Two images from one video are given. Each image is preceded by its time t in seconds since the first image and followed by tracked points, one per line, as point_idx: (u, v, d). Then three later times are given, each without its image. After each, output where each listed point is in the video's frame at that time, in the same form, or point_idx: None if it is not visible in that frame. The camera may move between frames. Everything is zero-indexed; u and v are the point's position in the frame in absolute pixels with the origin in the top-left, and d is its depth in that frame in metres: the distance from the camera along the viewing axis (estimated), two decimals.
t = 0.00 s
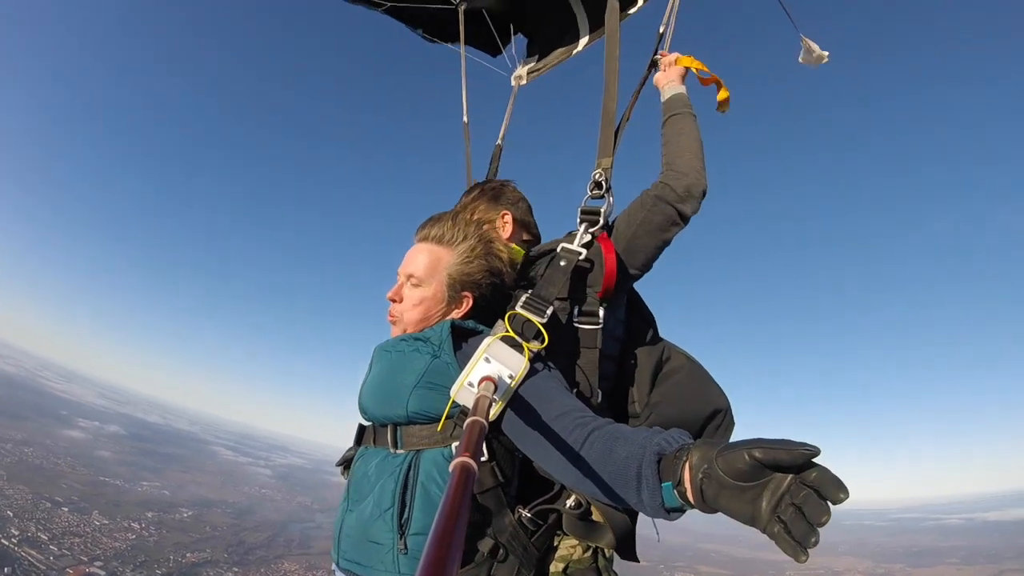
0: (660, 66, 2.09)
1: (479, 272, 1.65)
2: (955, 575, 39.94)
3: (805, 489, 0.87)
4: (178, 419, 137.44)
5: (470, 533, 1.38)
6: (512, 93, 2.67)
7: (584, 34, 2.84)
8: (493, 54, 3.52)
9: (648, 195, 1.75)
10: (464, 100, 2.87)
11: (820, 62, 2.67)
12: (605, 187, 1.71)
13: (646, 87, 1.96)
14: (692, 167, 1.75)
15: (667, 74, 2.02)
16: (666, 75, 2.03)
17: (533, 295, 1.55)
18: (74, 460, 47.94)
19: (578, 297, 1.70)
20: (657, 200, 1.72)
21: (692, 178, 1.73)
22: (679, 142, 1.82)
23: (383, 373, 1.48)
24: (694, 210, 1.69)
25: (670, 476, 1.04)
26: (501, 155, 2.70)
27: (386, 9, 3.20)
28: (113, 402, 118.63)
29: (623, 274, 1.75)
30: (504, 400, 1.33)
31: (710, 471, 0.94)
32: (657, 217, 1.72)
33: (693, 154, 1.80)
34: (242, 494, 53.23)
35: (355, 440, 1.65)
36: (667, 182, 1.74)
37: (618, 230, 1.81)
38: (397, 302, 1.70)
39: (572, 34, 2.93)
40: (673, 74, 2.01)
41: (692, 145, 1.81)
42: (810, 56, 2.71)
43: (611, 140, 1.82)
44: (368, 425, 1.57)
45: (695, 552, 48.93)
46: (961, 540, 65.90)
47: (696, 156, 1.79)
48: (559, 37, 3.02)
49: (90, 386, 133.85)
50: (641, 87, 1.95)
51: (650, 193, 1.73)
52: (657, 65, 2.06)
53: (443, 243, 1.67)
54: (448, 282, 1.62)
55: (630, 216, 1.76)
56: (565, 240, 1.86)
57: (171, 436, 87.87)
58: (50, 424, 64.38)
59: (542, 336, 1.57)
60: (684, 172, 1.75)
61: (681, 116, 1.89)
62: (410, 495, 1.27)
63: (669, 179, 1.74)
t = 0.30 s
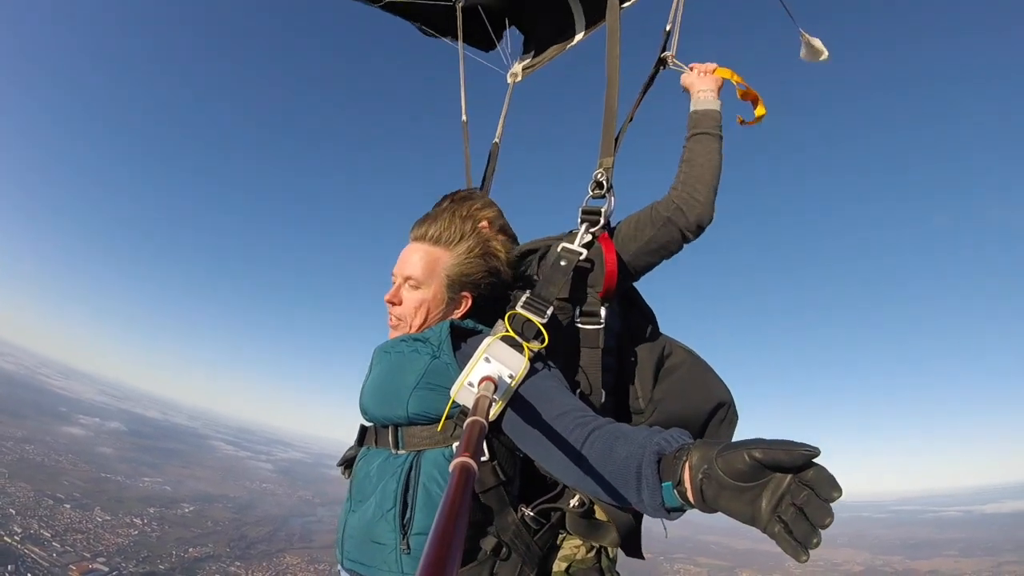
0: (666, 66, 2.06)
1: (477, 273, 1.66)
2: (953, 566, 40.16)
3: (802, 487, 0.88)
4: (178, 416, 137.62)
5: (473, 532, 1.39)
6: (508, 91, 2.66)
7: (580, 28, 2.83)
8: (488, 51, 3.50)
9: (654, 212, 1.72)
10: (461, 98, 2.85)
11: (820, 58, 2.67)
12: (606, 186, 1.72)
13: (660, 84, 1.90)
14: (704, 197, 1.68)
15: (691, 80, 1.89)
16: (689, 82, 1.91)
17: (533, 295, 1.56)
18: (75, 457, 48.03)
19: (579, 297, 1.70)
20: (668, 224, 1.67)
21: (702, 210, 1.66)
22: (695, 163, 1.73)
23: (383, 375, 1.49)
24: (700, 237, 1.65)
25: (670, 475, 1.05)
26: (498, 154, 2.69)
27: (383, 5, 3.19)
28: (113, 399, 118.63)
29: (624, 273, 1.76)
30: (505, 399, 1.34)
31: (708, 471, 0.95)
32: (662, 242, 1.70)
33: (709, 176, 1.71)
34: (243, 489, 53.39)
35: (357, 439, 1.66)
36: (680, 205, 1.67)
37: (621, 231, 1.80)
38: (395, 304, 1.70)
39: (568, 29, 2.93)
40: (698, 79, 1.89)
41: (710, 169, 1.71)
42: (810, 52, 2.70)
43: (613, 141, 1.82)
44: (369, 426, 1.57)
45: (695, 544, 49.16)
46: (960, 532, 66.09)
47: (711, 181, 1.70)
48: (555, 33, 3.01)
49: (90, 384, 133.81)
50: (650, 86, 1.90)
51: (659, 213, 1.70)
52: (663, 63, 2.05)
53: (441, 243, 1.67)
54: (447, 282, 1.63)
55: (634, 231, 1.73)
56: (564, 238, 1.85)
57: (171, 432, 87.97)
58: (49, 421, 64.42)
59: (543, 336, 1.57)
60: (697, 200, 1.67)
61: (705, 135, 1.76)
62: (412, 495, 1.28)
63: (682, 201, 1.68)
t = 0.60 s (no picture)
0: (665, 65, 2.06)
1: (479, 274, 1.66)
2: (945, 560, 40.49)
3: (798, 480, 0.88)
4: (174, 408, 137.49)
5: (472, 531, 1.40)
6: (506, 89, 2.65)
7: (578, 24, 2.81)
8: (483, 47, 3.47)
9: (655, 217, 1.73)
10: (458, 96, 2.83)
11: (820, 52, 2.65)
12: (607, 186, 1.72)
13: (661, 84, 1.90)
14: (706, 206, 1.67)
15: (696, 84, 1.88)
16: (693, 85, 1.89)
17: (532, 296, 1.56)
18: (70, 449, 48.01)
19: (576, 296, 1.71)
20: (669, 232, 1.68)
21: (702, 219, 1.66)
22: (699, 169, 1.72)
23: (383, 377, 1.49)
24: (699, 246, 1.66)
25: (667, 471, 1.05)
26: (494, 153, 2.69)
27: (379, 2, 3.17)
28: (109, 391, 118.25)
29: (623, 273, 1.76)
30: (504, 400, 1.35)
31: (702, 464, 0.97)
32: (663, 249, 1.71)
33: (712, 184, 1.70)
34: (239, 480, 53.47)
35: (357, 440, 1.66)
36: (682, 211, 1.67)
37: (622, 233, 1.80)
38: (395, 303, 1.70)
39: (565, 25, 2.91)
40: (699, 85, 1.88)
41: (712, 176, 1.70)
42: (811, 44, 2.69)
43: (613, 141, 1.81)
44: (369, 426, 1.57)
45: (689, 536, 49.52)
46: (951, 526, 66.76)
47: (713, 188, 1.69)
48: (552, 30, 2.99)
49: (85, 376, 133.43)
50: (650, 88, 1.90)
51: (661, 219, 1.70)
52: (661, 62, 2.05)
53: (442, 244, 1.67)
54: (447, 282, 1.63)
55: (634, 235, 1.74)
56: (563, 235, 1.85)
57: (167, 425, 87.90)
58: (44, 413, 64.23)
59: (542, 335, 1.58)
60: (699, 207, 1.67)
61: (708, 144, 1.75)
62: (412, 497, 1.28)
63: (683, 208, 1.67)
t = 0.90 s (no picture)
0: (663, 63, 2.06)
1: (484, 275, 1.66)
2: (939, 557, 40.69)
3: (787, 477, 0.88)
4: (173, 400, 137.66)
5: (471, 531, 1.40)
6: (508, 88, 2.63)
7: (578, 24, 2.80)
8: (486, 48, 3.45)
9: (653, 217, 1.72)
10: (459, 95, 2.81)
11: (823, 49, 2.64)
12: (606, 185, 1.71)
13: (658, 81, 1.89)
14: (704, 205, 1.67)
15: (690, 84, 1.87)
16: (687, 86, 1.89)
17: (533, 295, 1.56)
18: (68, 441, 48.06)
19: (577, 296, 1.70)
20: (667, 232, 1.68)
21: (701, 219, 1.66)
22: (696, 171, 1.72)
23: (385, 376, 1.49)
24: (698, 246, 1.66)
25: (657, 469, 1.07)
26: (494, 152, 2.68)
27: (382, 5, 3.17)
28: (107, 383, 118.09)
29: (623, 273, 1.76)
30: (504, 399, 1.35)
31: (692, 460, 0.98)
32: (662, 250, 1.71)
33: (712, 185, 1.70)
34: (237, 472, 53.59)
35: (357, 439, 1.66)
36: (681, 212, 1.67)
37: (620, 233, 1.81)
38: (400, 300, 1.70)
39: (566, 24, 2.89)
40: (697, 83, 1.86)
41: (710, 176, 1.69)
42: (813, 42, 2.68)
43: (613, 139, 1.81)
44: (369, 425, 1.57)
45: (685, 531, 49.66)
46: (945, 524, 67.07)
47: (711, 188, 1.68)
48: (552, 29, 2.97)
49: (83, 368, 133.26)
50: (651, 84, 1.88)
51: (660, 220, 1.69)
52: (659, 60, 2.04)
53: (451, 243, 1.67)
54: (452, 282, 1.63)
55: (634, 236, 1.73)
56: (563, 235, 1.85)
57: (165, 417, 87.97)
58: (42, 405, 64.27)
59: (543, 336, 1.58)
60: (698, 207, 1.67)
61: (704, 143, 1.75)
62: (411, 496, 1.28)
63: (682, 208, 1.67)
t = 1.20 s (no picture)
0: (660, 64, 2.06)
1: (488, 276, 1.67)
2: (961, 568, 39.83)
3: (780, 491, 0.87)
4: (190, 401, 139.60)
5: (470, 533, 1.40)
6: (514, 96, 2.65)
7: (585, 33, 2.80)
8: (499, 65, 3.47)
9: (655, 218, 1.72)
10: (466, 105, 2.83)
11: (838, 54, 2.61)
12: (606, 187, 1.72)
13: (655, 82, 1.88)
14: (704, 206, 1.66)
15: (683, 84, 1.86)
16: (680, 87, 1.88)
17: (533, 295, 1.57)
18: (87, 442, 48.88)
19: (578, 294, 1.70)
20: (669, 233, 1.67)
21: (702, 220, 1.65)
22: (695, 173, 1.71)
23: (387, 376, 1.50)
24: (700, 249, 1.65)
25: (650, 474, 1.09)
26: (501, 159, 2.69)
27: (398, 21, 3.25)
28: (125, 385, 120.05)
29: (623, 274, 1.76)
30: (504, 400, 1.35)
31: (682, 467, 0.99)
32: (663, 253, 1.70)
33: (712, 186, 1.69)
34: (253, 474, 54.14)
35: (360, 438, 1.67)
36: (681, 215, 1.66)
37: (620, 232, 1.81)
38: (404, 300, 1.71)
39: (573, 33, 2.89)
40: (691, 83, 1.85)
41: (709, 177, 1.68)
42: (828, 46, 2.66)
43: (610, 141, 1.81)
44: (372, 423, 1.57)
45: (700, 538, 49.10)
46: (968, 534, 65.52)
47: (712, 190, 1.67)
48: (559, 38, 2.96)
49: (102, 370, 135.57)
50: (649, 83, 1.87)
51: (661, 223, 1.69)
52: (656, 62, 2.04)
53: (456, 245, 1.67)
54: (456, 286, 1.64)
55: (636, 238, 1.73)
56: (563, 236, 1.86)
57: (182, 419, 89.15)
58: (63, 406, 65.47)
59: (544, 336, 1.58)
60: (699, 208, 1.66)
61: (702, 142, 1.73)
62: (411, 492, 1.29)
63: (683, 210, 1.66)
